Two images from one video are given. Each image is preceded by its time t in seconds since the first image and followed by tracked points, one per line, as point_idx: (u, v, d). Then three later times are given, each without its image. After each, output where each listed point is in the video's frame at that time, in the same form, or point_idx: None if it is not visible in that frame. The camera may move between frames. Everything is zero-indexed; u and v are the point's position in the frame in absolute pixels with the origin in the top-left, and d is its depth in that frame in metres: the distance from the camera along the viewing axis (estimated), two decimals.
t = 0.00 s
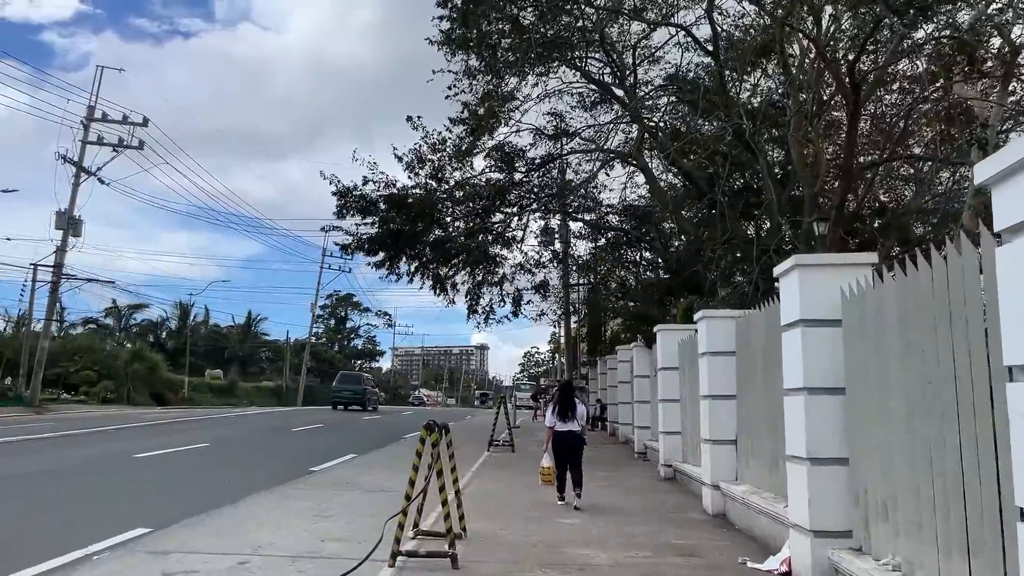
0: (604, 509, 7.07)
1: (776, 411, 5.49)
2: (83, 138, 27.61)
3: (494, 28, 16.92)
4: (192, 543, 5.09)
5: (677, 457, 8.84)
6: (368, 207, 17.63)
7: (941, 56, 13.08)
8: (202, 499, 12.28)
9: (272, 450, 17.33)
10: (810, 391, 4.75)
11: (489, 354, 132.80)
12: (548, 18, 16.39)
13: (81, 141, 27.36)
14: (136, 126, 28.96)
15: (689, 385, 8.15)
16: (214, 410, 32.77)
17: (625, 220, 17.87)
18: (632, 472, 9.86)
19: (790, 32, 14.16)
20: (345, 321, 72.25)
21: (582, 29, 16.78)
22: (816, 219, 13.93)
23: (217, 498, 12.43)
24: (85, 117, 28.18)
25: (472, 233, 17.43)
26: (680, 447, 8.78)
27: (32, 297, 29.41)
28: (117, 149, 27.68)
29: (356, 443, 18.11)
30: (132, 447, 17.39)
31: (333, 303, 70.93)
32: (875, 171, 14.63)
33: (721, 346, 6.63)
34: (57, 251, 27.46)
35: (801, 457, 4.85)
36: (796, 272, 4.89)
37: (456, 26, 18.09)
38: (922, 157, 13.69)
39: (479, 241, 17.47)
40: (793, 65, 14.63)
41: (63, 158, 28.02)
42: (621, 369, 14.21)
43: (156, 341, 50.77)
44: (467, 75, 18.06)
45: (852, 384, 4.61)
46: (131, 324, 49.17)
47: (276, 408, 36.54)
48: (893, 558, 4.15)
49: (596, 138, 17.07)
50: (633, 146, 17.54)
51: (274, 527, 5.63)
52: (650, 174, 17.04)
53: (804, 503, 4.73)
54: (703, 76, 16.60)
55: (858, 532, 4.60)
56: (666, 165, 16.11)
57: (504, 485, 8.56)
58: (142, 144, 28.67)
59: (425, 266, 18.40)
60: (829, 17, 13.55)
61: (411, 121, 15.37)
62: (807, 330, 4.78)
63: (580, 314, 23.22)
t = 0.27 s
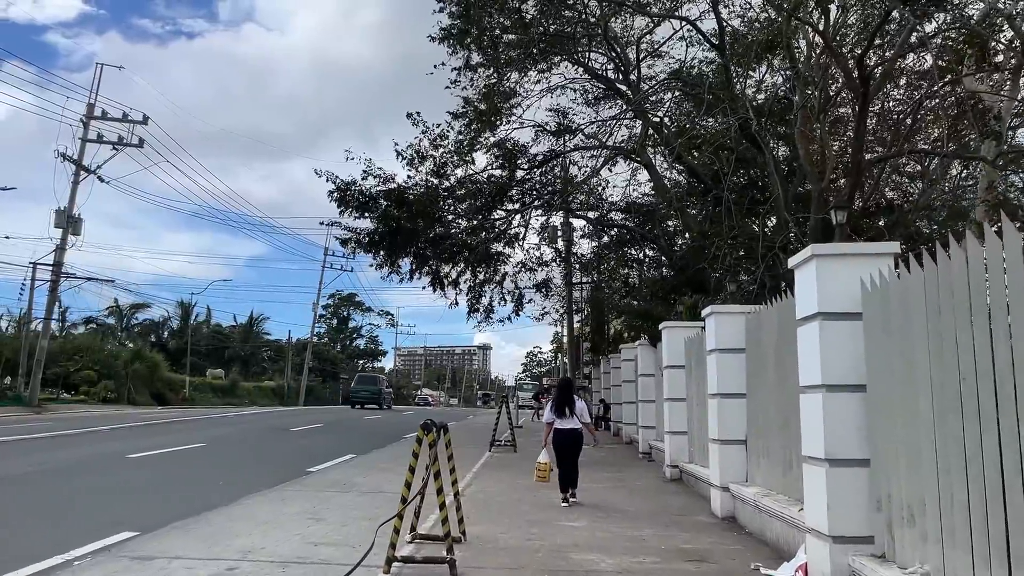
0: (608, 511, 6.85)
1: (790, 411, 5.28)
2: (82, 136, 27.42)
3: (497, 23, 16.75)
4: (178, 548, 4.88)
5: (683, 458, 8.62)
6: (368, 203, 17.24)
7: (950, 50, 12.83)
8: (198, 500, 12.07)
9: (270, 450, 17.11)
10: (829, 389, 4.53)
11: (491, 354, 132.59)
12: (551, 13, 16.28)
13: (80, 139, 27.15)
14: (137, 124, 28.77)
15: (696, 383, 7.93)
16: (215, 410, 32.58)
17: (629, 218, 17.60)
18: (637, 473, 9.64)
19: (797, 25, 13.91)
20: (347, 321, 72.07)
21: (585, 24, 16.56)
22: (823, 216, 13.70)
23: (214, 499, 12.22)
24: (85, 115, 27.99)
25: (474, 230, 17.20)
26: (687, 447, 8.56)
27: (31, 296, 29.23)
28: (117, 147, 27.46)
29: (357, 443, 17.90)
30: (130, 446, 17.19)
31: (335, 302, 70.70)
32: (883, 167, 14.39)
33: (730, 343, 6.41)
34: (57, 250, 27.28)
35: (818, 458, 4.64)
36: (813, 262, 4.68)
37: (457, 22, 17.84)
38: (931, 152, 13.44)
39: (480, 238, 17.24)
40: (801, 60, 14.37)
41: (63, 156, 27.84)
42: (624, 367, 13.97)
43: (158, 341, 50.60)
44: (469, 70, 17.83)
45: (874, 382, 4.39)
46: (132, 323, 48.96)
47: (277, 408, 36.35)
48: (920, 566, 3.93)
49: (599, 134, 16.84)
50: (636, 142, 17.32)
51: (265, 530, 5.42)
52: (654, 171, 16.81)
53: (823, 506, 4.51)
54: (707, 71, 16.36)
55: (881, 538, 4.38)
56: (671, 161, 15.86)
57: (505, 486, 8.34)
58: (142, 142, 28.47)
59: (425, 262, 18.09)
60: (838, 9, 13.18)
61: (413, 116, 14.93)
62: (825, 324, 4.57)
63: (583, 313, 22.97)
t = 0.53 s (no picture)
0: (613, 518, 6.64)
1: (805, 416, 5.05)
2: (81, 136, 27.24)
3: (501, 19, 16.65)
4: (164, 560, 4.67)
5: (689, 462, 8.39)
6: (367, 202, 17.17)
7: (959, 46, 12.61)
8: (193, 503, 11.87)
9: (270, 452, 16.93)
10: (849, 394, 4.30)
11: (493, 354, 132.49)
12: (554, 10, 16.08)
13: (79, 138, 27.00)
14: (136, 124, 28.58)
15: (703, 385, 7.71)
16: (215, 411, 32.38)
17: (632, 217, 17.37)
18: (642, 476, 9.42)
19: (802, 21, 13.70)
20: (348, 321, 71.88)
21: (588, 20, 16.36)
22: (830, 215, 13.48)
23: (210, 501, 12.02)
24: (83, 114, 27.81)
25: (475, 230, 16.99)
26: (693, 451, 8.34)
27: (30, 296, 29.04)
28: (116, 147, 27.30)
29: (356, 445, 17.71)
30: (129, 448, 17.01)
31: (337, 303, 70.54)
32: (889, 165, 14.18)
33: (739, 344, 6.19)
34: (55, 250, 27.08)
35: (838, 467, 4.41)
36: (832, 260, 4.46)
37: (458, 18, 17.65)
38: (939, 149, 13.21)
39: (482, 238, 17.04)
40: (807, 56, 14.21)
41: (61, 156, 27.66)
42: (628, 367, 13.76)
43: (159, 342, 50.45)
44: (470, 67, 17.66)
45: (897, 386, 4.18)
46: (133, 324, 48.85)
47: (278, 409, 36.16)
48: None
49: (602, 133, 16.62)
50: (639, 140, 17.12)
51: (256, 541, 5.21)
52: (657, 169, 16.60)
53: (843, 517, 4.29)
54: (712, 68, 16.16)
55: (905, 552, 4.15)
56: (676, 159, 15.64)
57: (506, 492, 8.12)
58: (141, 141, 28.29)
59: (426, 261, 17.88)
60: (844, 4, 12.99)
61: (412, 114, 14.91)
62: (844, 324, 4.35)
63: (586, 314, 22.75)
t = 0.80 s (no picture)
0: (616, 520, 6.43)
1: (817, 416, 4.85)
2: (80, 133, 27.07)
3: (502, 13, 16.44)
4: (145, 566, 4.48)
5: (693, 462, 8.18)
6: (367, 194, 16.96)
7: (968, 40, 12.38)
8: (189, 502, 11.69)
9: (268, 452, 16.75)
10: (866, 393, 4.10)
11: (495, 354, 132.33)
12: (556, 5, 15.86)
13: (77, 136, 26.81)
14: (135, 122, 28.40)
15: (708, 384, 7.51)
16: (214, 411, 32.21)
17: (635, 215, 17.13)
18: (645, 478, 9.20)
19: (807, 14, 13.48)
20: (350, 321, 71.71)
21: (590, 15, 16.15)
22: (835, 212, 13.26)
23: (206, 500, 11.84)
24: (82, 112, 27.63)
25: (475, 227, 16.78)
26: (698, 451, 8.12)
27: (28, 295, 28.87)
28: (115, 145, 27.11)
29: (356, 445, 17.52)
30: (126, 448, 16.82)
31: (338, 303, 70.35)
32: (896, 161, 13.96)
33: (746, 340, 5.99)
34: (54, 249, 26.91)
35: (855, 469, 4.21)
36: (848, 249, 4.28)
37: (459, 13, 17.45)
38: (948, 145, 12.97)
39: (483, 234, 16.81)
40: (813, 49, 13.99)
41: (60, 154, 27.49)
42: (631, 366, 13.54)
43: (159, 342, 50.29)
44: (470, 62, 17.46)
45: (919, 383, 3.97)
46: (133, 324, 48.69)
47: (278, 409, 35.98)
48: None
49: (604, 129, 16.42)
50: (642, 137, 16.92)
51: (244, 547, 5.02)
52: (659, 166, 16.39)
53: (860, 522, 4.09)
54: (715, 64, 15.95)
55: (927, 559, 3.96)
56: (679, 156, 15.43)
57: (505, 493, 7.92)
58: (140, 139, 28.12)
59: (426, 258, 17.68)
60: None
61: (411, 108, 14.72)
62: (862, 315, 4.16)
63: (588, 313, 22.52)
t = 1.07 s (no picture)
0: (619, 529, 6.19)
1: (832, 423, 4.63)
2: (78, 132, 26.86)
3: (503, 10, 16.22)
4: None
5: (699, 467, 7.92)
6: (365, 191, 16.71)
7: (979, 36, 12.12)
8: (183, 505, 11.47)
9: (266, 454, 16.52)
10: (890, 398, 3.87)
11: (497, 355, 132.12)
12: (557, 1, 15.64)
13: (75, 136, 26.61)
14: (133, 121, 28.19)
15: (714, 387, 7.29)
16: (213, 412, 31.98)
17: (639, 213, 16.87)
18: (649, 482, 8.94)
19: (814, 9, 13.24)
20: (351, 321, 71.50)
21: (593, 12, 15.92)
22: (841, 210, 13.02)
23: (201, 503, 11.62)
24: (80, 111, 27.43)
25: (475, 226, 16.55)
26: (704, 455, 7.88)
27: (26, 295, 28.66)
28: (113, 144, 26.92)
29: (355, 448, 17.29)
30: (122, 450, 16.59)
31: (339, 303, 70.13)
32: (904, 159, 13.72)
33: (756, 343, 5.77)
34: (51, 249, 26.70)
35: (876, 480, 3.99)
36: (869, 245, 4.06)
37: (460, 9, 17.22)
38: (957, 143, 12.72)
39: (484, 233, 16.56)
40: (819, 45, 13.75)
41: (58, 153, 27.29)
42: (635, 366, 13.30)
43: (159, 342, 50.08)
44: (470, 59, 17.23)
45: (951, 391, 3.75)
46: (133, 324, 48.50)
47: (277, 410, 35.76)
48: None
49: (606, 127, 16.18)
50: (644, 136, 16.69)
51: (231, 559, 4.79)
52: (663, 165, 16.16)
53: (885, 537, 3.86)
54: (719, 61, 15.71)
55: None
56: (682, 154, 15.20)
57: (505, 500, 7.69)
58: (139, 139, 27.91)
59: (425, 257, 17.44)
60: None
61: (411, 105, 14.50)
62: (885, 317, 3.94)
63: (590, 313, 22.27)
